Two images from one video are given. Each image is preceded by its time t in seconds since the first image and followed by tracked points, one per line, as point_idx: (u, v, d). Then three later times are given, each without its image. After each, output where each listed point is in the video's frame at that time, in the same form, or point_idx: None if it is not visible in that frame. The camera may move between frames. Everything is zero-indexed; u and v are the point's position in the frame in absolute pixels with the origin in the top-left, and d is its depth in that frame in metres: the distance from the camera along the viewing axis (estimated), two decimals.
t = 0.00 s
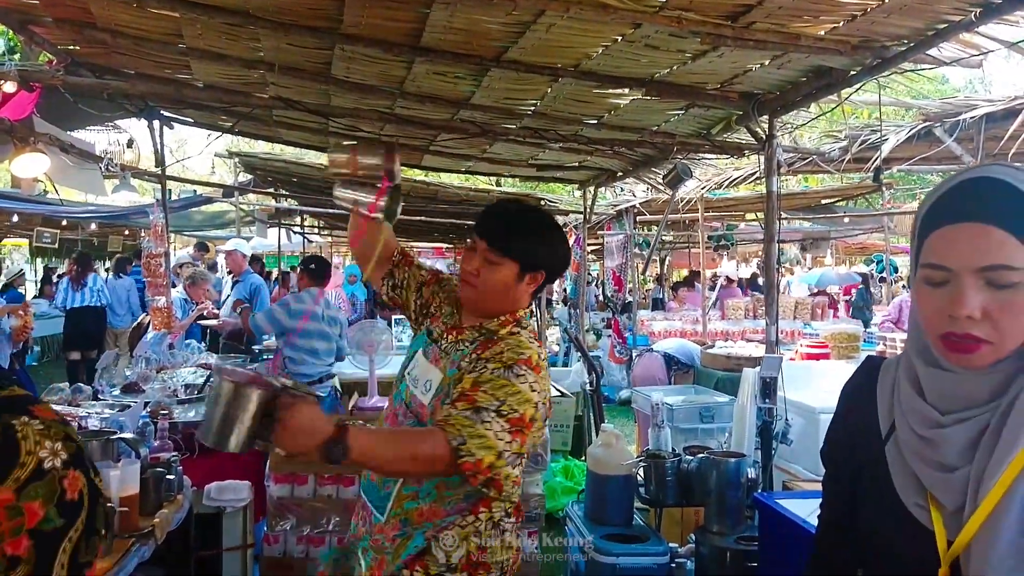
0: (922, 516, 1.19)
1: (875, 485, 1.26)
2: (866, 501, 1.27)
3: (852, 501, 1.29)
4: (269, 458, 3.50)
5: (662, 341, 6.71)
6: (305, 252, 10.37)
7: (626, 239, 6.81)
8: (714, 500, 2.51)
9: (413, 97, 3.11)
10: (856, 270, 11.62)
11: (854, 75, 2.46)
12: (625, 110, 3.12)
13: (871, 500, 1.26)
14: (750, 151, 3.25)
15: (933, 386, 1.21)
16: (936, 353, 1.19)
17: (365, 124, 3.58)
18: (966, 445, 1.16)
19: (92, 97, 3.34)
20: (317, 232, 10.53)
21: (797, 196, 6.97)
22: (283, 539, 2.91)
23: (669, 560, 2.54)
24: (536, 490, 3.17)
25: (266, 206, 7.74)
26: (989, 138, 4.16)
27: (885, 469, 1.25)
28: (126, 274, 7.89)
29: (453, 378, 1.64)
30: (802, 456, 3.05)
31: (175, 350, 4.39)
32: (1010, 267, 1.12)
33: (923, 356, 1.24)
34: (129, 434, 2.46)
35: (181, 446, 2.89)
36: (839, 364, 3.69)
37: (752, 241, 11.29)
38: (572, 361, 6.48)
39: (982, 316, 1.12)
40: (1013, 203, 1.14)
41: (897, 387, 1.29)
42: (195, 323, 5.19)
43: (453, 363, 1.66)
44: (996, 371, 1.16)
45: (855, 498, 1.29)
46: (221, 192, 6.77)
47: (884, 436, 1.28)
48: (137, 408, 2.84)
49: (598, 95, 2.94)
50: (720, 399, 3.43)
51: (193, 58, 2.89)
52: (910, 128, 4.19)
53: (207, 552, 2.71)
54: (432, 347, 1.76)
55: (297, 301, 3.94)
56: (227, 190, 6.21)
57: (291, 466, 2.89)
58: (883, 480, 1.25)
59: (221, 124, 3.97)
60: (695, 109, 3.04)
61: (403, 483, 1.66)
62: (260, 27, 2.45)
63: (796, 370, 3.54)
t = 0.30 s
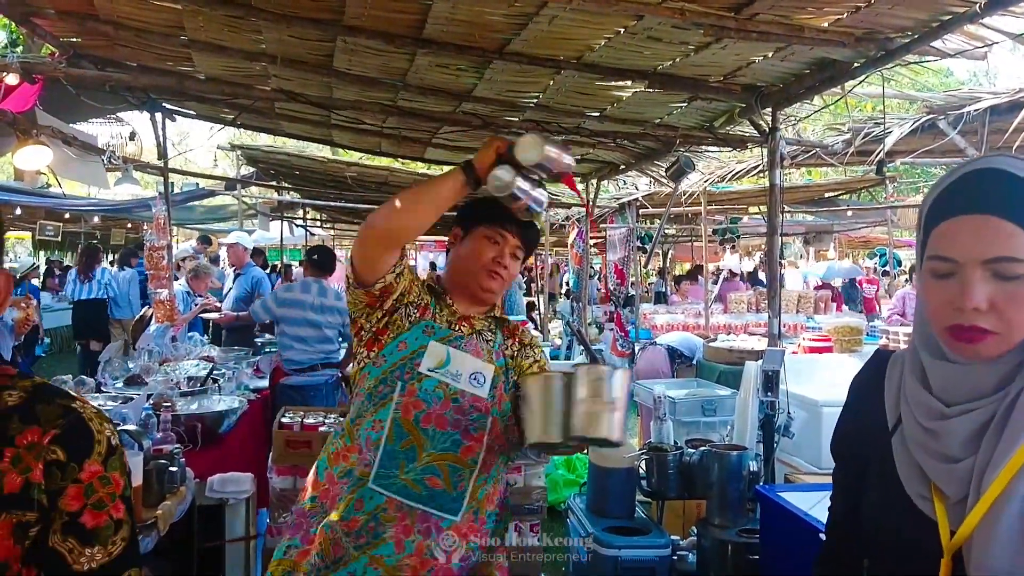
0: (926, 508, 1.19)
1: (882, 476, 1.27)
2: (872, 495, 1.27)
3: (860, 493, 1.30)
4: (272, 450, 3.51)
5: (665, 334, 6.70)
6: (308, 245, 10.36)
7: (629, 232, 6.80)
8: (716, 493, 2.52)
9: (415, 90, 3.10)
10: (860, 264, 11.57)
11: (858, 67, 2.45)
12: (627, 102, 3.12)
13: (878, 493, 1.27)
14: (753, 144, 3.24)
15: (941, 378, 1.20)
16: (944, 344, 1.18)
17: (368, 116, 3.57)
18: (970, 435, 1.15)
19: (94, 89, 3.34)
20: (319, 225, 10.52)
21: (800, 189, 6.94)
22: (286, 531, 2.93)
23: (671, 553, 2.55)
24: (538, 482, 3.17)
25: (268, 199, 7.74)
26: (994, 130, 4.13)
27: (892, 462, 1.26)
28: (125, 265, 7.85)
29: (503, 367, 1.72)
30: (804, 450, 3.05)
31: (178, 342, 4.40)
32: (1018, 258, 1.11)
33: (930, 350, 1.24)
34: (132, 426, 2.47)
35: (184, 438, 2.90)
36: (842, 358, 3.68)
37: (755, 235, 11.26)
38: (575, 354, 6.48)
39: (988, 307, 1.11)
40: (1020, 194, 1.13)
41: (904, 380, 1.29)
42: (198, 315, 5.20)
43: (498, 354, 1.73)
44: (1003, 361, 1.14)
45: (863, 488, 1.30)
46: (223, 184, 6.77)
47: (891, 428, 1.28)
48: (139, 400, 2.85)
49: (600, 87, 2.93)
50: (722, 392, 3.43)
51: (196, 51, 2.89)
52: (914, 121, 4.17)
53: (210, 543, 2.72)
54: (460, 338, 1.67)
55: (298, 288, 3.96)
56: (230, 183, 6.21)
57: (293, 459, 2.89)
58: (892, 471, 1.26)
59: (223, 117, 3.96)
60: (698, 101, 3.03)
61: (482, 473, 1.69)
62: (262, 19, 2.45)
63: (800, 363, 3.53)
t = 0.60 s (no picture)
0: (932, 498, 1.15)
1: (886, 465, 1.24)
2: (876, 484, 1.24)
3: (862, 479, 1.28)
4: (273, 442, 3.52)
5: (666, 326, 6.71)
6: (310, 237, 10.36)
7: (630, 224, 6.80)
8: (716, 485, 2.52)
9: (415, 81, 3.09)
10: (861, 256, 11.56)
11: (860, 57, 2.43)
12: (628, 93, 3.10)
13: (882, 481, 1.23)
14: (754, 135, 3.22)
15: (948, 367, 1.17)
16: (948, 330, 1.16)
17: (369, 108, 3.56)
18: (978, 426, 1.12)
19: (94, 80, 3.33)
20: (321, 217, 10.52)
21: (802, 181, 6.93)
22: (287, 522, 2.93)
23: (671, 544, 2.55)
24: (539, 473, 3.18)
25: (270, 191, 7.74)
26: (996, 122, 4.12)
27: (897, 451, 1.22)
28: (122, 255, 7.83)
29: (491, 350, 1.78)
30: (804, 441, 3.05)
31: (180, 334, 4.41)
32: (1017, 244, 1.10)
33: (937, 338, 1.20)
34: (133, 418, 2.47)
35: (185, 430, 2.90)
36: (843, 350, 3.68)
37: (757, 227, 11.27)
38: (576, 346, 6.49)
39: (987, 293, 1.10)
40: None
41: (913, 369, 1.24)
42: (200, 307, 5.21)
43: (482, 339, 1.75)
44: (1010, 351, 1.12)
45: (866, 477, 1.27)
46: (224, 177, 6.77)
47: (898, 418, 1.24)
48: (141, 392, 2.85)
49: (600, 78, 2.92)
50: (723, 384, 3.44)
51: (195, 42, 2.87)
52: (916, 112, 4.16)
53: (212, 534, 2.73)
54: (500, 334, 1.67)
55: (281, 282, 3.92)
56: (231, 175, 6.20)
57: (295, 450, 2.89)
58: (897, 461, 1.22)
59: (224, 108, 3.96)
60: (699, 92, 3.02)
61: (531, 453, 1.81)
62: (262, 10, 2.44)
63: (801, 355, 3.53)
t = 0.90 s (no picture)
0: (936, 483, 1.14)
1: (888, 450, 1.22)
2: (878, 468, 1.23)
3: (866, 464, 1.27)
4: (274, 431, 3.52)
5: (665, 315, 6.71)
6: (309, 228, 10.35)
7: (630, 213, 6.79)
8: (716, 473, 2.53)
9: (415, 69, 3.08)
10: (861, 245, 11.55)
11: (860, 44, 2.42)
12: (628, 81, 3.09)
13: (884, 465, 1.22)
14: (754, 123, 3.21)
15: (954, 351, 1.14)
16: (952, 313, 1.14)
17: (368, 96, 3.55)
18: (983, 412, 1.09)
19: (91, 69, 3.32)
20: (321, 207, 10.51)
21: (802, 170, 6.91)
22: (287, 510, 2.94)
23: (670, 532, 2.57)
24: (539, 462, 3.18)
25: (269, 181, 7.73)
26: (997, 109, 4.10)
27: (899, 436, 1.21)
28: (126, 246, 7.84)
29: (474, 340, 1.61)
30: (804, 430, 3.06)
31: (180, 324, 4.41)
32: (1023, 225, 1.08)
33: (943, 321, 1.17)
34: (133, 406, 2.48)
35: (185, 419, 2.91)
36: (843, 339, 3.68)
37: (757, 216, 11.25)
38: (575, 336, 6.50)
39: (988, 275, 1.08)
40: None
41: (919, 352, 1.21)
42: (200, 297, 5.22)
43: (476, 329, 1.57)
44: (1017, 335, 1.09)
45: (869, 462, 1.26)
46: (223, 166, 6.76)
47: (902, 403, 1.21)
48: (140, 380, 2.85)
49: (600, 66, 2.90)
50: (723, 372, 3.44)
51: (193, 30, 2.86)
52: (917, 99, 4.14)
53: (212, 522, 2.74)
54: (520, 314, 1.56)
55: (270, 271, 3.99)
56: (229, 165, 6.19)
57: (295, 439, 2.90)
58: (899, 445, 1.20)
59: (222, 97, 3.95)
60: (699, 79, 3.01)
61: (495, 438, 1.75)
62: None
63: (801, 344, 3.54)
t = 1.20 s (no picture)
0: (943, 470, 1.08)
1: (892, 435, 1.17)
2: (880, 455, 1.18)
3: (866, 450, 1.22)
4: (273, 420, 3.53)
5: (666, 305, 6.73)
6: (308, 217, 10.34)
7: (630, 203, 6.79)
8: (716, 461, 2.54)
9: (413, 56, 3.06)
10: (860, 235, 11.56)
11: (863, 30, 2.40)
12: (628, 69, 3.07)
13: (888, 453, 1.17)
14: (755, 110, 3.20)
15: (962, 339, 1.07)
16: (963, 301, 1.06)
17: (367, 84, 3.52)
18: (994, 399, 1.02)
19: (89, 56, 3.30)
20: (320, 197, 10.50)
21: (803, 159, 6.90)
22: (287, 499, 2.95)
23: (670, 520, 2.58)
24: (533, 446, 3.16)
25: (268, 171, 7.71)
26: (999, 97, 4.10)
27: (902, 421, 1.15)
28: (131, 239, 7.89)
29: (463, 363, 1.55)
30: (804, 418, 3.07)
31: (179, 313, 4.40)
32: None
33: (951, 308, 1.10)
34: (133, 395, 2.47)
35: (184, 408, 2.90)
36: (843, 328, 3.68)
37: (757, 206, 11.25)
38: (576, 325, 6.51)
39: (1005, 263, 1.00)
40: None
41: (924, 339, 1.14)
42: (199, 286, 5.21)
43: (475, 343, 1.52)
44: None
45: (871, 445, 1.21)
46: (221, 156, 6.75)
47: (907, 390, 1.15)
48: (139, 370, 2.84)
49: (600, 53, 2.88)
50: (723, 361, 3.44)
51: (190, 17, 2.84)
52: (919, 87, 4.13)
53: (213, 511, 2.75)
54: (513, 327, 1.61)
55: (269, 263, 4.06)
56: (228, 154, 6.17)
57: (295, 427, 2.90)
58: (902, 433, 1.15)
59: (220, 85, 3.92)
60: (699, 67, 2.99)
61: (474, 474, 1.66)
62: None
63: (801, 332, 3.54)
